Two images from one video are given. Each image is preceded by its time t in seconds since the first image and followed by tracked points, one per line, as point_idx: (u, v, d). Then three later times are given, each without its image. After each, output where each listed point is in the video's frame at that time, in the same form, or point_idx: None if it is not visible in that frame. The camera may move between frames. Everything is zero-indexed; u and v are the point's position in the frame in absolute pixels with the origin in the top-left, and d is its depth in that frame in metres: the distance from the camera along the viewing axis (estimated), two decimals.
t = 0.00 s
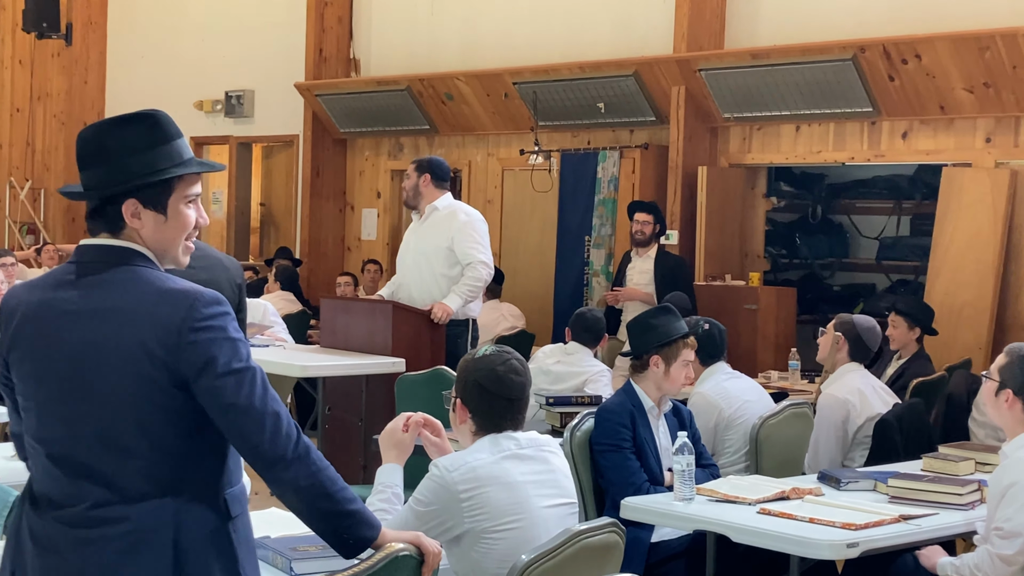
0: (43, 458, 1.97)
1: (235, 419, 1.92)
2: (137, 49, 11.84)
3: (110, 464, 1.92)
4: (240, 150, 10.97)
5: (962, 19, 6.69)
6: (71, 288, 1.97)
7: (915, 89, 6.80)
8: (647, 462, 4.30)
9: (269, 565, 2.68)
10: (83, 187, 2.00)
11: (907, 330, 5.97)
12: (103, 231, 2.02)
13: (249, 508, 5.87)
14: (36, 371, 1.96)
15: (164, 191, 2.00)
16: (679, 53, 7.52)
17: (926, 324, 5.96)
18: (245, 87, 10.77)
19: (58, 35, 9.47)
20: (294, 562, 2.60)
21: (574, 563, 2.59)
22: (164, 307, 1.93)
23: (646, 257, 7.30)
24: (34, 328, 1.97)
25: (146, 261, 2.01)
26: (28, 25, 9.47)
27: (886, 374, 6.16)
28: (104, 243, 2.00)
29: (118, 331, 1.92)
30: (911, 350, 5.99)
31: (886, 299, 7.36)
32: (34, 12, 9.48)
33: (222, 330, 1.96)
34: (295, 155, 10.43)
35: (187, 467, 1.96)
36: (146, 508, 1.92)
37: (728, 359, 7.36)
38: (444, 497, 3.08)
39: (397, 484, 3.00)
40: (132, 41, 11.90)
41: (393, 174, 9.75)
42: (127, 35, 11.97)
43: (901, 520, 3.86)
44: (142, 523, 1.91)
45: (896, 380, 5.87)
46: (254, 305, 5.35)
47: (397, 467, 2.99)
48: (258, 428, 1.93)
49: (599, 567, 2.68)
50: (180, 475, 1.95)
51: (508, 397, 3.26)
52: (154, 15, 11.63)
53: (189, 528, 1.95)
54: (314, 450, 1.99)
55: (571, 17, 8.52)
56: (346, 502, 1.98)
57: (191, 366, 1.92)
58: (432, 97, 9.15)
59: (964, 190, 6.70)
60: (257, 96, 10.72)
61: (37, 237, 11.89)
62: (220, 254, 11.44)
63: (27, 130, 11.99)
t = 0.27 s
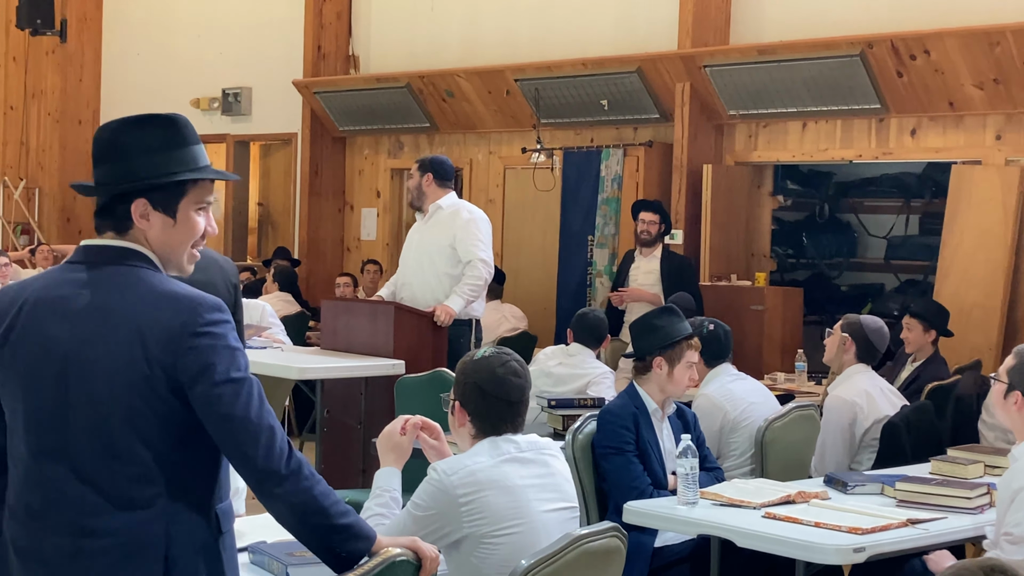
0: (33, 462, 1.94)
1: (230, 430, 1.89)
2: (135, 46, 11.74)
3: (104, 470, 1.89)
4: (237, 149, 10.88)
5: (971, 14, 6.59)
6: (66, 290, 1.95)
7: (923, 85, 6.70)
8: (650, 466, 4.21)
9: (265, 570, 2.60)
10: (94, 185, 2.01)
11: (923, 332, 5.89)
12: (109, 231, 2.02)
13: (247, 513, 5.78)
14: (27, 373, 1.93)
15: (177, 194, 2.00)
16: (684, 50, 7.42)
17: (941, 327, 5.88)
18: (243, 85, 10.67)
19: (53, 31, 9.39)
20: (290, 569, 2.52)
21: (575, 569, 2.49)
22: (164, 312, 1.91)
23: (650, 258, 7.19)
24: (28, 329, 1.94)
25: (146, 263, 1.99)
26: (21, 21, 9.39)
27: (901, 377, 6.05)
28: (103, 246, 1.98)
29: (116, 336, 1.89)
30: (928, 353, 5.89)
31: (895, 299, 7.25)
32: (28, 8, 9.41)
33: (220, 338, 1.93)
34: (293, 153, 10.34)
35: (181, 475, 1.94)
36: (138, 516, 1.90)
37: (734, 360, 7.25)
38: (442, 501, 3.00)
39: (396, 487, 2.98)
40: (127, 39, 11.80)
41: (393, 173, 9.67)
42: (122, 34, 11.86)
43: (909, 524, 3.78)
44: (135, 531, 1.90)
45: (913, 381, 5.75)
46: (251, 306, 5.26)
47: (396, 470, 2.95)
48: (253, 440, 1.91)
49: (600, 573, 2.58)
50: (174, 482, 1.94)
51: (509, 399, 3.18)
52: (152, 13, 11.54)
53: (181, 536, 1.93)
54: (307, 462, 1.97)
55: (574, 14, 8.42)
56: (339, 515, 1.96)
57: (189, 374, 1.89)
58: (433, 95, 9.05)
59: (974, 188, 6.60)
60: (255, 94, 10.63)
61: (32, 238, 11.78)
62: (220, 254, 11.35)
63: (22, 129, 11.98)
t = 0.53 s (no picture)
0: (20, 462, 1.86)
1: (234, 428, 1.85)
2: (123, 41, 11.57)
3: (98, 468, 1.82)
4: (233, 148, 10.70)
5: (989, 7, 6.42)
6: (66, 285, 1.90)
7: (940, 80, 6.53)
8: (659, 472, 4.06)
9: None
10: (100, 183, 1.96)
11: (942, 335, 5.71)
12: (111, 229, 1.97)
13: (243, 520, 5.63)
14: (20, 368, 1.86)
15: (182, 197, 1.95)
16: (693, 43, 7.26)
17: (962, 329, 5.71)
18: (239, 80, 10.50)
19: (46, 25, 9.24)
20: None
21: None
22: (166, 308, 1.86)
23: (659, 258, 7.03)
24: (23, 324, 1.88)
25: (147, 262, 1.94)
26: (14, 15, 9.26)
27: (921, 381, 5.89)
28: (108, 242, 1.94)
29: (117, 331, 1.84)
30: (949, 357, 5.73)
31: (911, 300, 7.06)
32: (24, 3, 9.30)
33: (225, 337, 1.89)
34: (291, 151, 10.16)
35: (178, 479, 1.88)
36: (133, 519, 1.83)
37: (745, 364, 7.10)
38: (445, 510, 3.04)
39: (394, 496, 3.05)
40: (120, 35, 11.60)
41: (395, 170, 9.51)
42: (115, 29, 11.66)
43: (926, 534, 3.64)
44: (129, 534, 1.82)
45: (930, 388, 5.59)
46: (247, 308, 5.10)
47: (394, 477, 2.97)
48: (257, 439, 1.86)
49: None
50: (170, 485, 1.86)
51: (512, 405, 3.21)
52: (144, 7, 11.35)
53: (174, 544, 1.86)
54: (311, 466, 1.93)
55: (580, 7, 8.25)
56: (344, 520, 1.92)
57: (191, 370, 1.84)
58: (435, 90, 8.89)
59: (993, 185, 6.43)
60: (250, 89, 10.47)
61: (21, 237, 11.77)
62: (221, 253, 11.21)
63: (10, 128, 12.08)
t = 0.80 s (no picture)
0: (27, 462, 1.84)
1: (241, 418, 1.81)
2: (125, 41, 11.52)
3: (102, 466, 1.79)
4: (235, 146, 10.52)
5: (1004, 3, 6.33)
6: (72, 284, 1.88)
7: (952, 78, 6.45)
8: (667, 477, 3.98)
9: None
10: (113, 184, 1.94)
11: (952, 337, 5.61)
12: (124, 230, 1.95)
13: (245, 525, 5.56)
14: (26, 367, 1.84)
15: (194, 195, 1.92)
16: (702, 41, 7.17)
17: (972, 331, 5.61)
18: (240, 79, 10.42)
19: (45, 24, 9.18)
20: None
21: None
22: (171, 302, 1.84)
23: (667, 259, 6.95)
24: (30, 324, 1.87)
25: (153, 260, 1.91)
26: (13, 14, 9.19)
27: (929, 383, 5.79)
28: (118, 243, 1.92)
29: (120, 325, 1.82)
30: (955, 358, 5.62)
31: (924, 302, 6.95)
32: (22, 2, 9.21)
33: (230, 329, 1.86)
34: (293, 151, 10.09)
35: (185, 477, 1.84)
36: (137, 517, 1.80)
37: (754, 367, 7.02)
38: (450, 515, 2.98)
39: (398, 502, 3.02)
40: (122, 35, 11.57)
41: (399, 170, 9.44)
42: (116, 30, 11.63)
43: (939, 539, 3.57)
44: (130, 534, 1.79)
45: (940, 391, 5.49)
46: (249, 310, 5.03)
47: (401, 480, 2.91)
48: (268, 427, 1.82)
49: None
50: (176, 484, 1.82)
51: (520, 408, 3.14)
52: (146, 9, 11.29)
53: (178, 543, 1.81)
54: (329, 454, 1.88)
55: (587, 5, 8.17)
56: (361, 509, 1.86)
57: (196, 363, 1.81)
58: (440, 89, 8.82)
59: (1006, 186, 6.35)
60: (252, 88, 10.39)
61: (20, 238, 11.61)
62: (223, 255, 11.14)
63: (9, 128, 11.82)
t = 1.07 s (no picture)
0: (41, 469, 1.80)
1: (253, 435, 1.76)
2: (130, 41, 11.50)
3: (116, 477, 1.75)
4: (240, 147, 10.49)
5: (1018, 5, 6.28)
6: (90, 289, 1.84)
7: (965, 79, 6.40)
8: (678, 483, 3.94)
9: None
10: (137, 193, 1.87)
11: (955, 339, 5.57)
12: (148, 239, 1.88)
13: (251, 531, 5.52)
14: (41, 374, 1.80)
15: (221, 206, 1.85)
16: (712, 42, 7.12)
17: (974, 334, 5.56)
18: (246, 80, 10.36)
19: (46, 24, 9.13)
20: None
21: None
22: (188, 311, 1.78)
23: (676, 262, 6.91)
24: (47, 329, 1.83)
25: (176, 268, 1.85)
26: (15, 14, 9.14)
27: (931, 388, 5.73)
28: (142, 252, 1.87)
29: (137, 334, 1.77)
30: (957, 361, 5.58)
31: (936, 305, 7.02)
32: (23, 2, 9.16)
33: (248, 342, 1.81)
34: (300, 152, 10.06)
35: (200, 492, 1.79)
36: (149, 528, 1.75)
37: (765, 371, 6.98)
38: (461, 523, 2.96)
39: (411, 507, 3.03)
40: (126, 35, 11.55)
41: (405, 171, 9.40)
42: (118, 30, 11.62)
43: (953, 546, 3.54)
44: (143, 546, 1.75)
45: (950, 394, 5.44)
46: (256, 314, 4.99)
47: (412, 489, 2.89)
48: (279, 449, 1.78)
49: None
50: (189, 496, 1.78)
51: (531, 415, 3.12)
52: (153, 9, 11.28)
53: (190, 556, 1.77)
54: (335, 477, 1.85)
55: (597, 7, 8.12)
56: (367, 535, 1.82)
57: (212, 377, 1.76)
58: (448, 90, 8.78)
59: (1018, 188, 6.31)
60: (258, 90, 10.33)
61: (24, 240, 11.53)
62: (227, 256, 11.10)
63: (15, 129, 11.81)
